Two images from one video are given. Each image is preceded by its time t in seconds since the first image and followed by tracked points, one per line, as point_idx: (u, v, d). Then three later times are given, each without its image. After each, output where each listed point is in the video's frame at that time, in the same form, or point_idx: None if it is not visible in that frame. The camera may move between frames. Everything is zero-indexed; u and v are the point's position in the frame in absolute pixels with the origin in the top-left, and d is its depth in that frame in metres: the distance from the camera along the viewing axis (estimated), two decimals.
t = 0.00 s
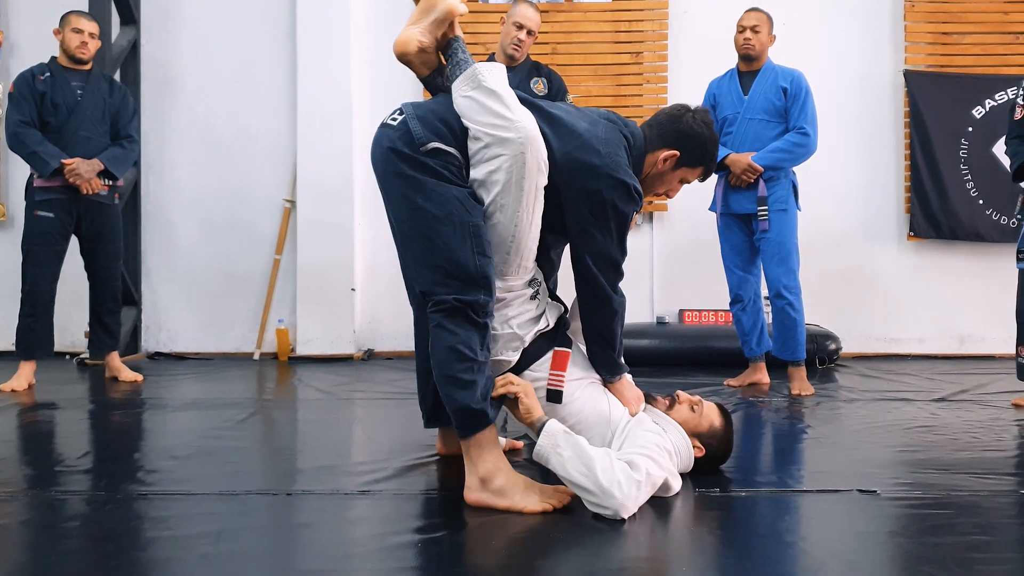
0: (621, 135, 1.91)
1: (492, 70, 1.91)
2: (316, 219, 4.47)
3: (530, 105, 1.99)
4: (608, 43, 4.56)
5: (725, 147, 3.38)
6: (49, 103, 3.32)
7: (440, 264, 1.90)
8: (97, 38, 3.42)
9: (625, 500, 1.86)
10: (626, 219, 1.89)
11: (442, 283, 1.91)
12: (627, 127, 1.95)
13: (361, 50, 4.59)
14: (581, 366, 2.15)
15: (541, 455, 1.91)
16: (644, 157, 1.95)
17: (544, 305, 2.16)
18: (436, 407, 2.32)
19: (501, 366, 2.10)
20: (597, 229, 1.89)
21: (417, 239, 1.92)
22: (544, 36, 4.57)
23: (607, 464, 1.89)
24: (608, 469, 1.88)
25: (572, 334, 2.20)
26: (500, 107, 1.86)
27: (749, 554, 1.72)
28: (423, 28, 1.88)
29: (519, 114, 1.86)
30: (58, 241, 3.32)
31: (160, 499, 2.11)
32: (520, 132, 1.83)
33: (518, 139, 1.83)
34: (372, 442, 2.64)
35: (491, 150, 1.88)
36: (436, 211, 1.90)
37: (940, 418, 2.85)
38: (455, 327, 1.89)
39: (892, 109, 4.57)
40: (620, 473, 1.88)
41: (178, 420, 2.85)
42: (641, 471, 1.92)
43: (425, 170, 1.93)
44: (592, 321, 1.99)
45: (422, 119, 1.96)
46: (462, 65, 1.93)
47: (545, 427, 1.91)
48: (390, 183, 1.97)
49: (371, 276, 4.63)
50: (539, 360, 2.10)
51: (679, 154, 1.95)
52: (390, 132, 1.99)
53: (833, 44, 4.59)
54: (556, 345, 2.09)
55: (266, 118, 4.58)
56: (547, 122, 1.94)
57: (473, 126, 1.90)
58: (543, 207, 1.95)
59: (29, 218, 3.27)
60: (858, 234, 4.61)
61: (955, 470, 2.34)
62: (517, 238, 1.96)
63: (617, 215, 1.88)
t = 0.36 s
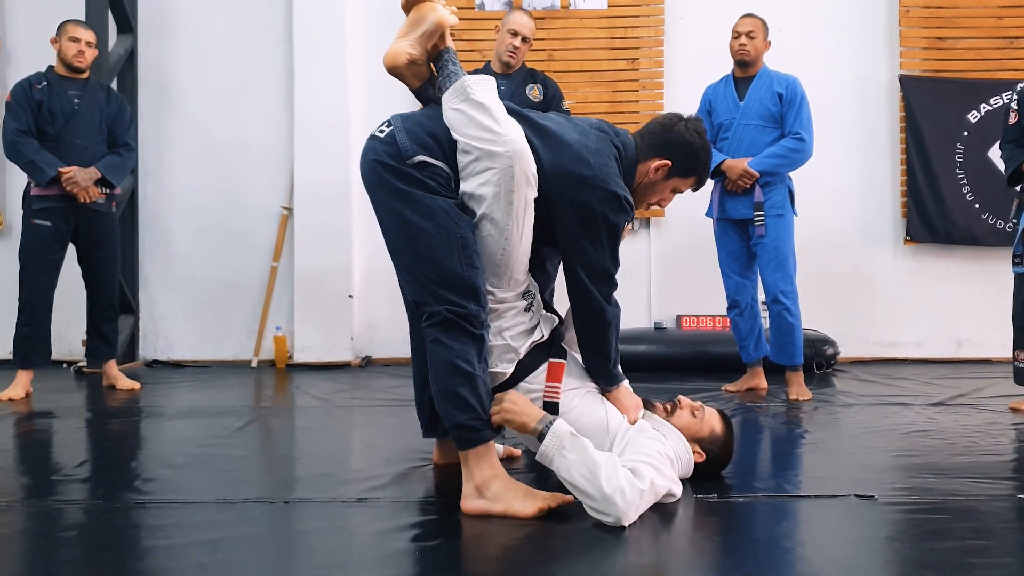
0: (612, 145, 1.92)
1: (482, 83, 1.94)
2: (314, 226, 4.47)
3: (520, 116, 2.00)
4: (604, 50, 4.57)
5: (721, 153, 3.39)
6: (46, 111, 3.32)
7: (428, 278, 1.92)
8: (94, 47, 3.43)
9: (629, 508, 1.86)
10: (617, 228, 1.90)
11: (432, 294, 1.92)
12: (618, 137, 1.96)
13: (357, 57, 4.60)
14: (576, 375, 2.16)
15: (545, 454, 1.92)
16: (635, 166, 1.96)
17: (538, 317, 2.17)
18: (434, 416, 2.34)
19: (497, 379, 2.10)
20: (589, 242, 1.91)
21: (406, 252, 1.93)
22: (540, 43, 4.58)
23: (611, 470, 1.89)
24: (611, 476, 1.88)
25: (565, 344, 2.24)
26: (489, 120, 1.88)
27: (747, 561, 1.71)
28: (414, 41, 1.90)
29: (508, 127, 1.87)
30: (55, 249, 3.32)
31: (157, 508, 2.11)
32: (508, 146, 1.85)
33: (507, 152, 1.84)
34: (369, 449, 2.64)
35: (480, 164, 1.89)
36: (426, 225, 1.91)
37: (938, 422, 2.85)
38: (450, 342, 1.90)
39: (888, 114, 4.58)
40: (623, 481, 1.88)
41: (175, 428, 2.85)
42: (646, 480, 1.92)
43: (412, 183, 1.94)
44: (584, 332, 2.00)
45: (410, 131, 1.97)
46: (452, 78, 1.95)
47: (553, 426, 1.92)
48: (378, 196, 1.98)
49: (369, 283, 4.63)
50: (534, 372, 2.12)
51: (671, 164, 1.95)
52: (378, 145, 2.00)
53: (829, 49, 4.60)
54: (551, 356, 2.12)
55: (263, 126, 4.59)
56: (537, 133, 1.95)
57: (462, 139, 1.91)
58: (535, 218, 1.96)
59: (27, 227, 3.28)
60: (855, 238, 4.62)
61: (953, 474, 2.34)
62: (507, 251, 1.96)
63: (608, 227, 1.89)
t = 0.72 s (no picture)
0: (620, 149, 1.94)
1: (494, 86, 1.93)
2: (313, 228, 4.47)
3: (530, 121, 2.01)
4: (602, 51, 4.57)
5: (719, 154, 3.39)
6: (44, 114, 3.32)
7: (434, 280, 1.92)
8: (92, 50, 3.43)
9: (624, 508, 1.86)
10: (625, 231, 1.90)
11: (435, 295, 1.92)
12: (625, 142, 1.98)
13: (355, 60, 4.60)
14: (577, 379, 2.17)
15: (539, 459, 1.94)
16: (642, 171, 1.98)
17: (537, 322, 2.19)
18: (431, 417, 2.34)
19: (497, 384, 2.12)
20: (597, 246, 1.90)
21: (412, 253, 1.94)
22: (538, 44, 4.58)
23: (605, 471, 1.90)
24: (605, 477, 1.89)
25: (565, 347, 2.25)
26: (500, 125, 1.88)
27: (744, 562, 1.72)
28: (426, 44, 1.92)
29: (518, 133, 1.87)
30: (53, 252, 3.32)
31: (155, 510, 2.11)
32: (519, 152, 1.85)
33: (518, 159, 1.85)
34: (367, 451, 2.64)
35: (489, 168, 1.90)
36: (433, 227, 1.92)
37: (936, 423, 2.85)
38: (456, 345, 1.91)
39: (886, 115, 4.59)
40: (618, 481, 1.88)
41: (173, 431, 2.85)
42: (641, 480, 1.92)
43: (420, 184, 1.94)
44: (587, 337, 2.01)
45: (418, 131, 1.97)
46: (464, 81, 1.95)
47: (546, 429, 1.94)
48: (384, 194, 1.97)
49: (367, 286, 4.63)
50: (534, 376, 2.14)
51: (678, 168, 1.97)
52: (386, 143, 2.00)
53: (827, 50, 4.60)
54: (550, 361, 2.13)
55: (260, 128, 4.58)
56: (546, 139, 1.96)
57: (471, 142, 1.92)
58: (542, 223, 1.97)
59: (25, 230, 3.28)
60: (853, 240, 4.62)
61: (950, 475, 2.34)
62: (512, 256, 1.97)
63: (616, 230, 1.89)
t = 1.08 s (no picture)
0: (624, 150, 1.96)
1: (503, 86, 1.94)
2: (306, 227, 4.46)
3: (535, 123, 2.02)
4: (596, 51, 4.57)
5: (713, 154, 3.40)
6: (35, 113, 3.31)
7: (440, 277, 1.92)
8: (83, 47, 3.41)
9: (618, 506, 1.87)
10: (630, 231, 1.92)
11: (440, 292, 1.92)
12: (628, 144, 2.01)
13: (348, 58, 4.58)
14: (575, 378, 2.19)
15: (534, 456, 1.94)
16: (645, 172, 2.00)
17: (536, 323, 2.21)
18: (427, 416, 2.34)
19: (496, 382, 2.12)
20: (603, 247, 1.92)
21: (418, 250, 1.93)
22: (532, 43, 4.58)
23: (599, 469, 1.90)
24: (599, 475, 1.89)
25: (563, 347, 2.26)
26: (510, 125, 1.89)
27: (738, 560, 1.72)
28: (434, 44, 1.92)
29: (527, 134, 1.89)
30: (45, 251, 3.30)
31: (149, 510, 2.10)
32: (529, 152, 1.87)
33: (529, 159, 1.86)
34: (362, 452, 2.63)
35: (497, 168, 1.91)
36: (440, 224, 1.92)
37: (927, 422, 2.87)
38: (462, 343, 1.91)
39: (878, 116, 4.61)
40: (612, 478, 1.90)
41: (167, 431, 2.84)
42: (635, 478, 1.93)
43: (426, 180, 1.94)
44: (588, 338, 2.02)
45: (425, 129, 1.97)
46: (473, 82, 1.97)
47: (541, 427, 1.94)
48: (389, 190, 1.97)
49: (362, 286, 4.62)
50: (533, 375, 2.15)
51: (680, 171, 2.00)
52: (391, 140, 2.00)
53: (820, 50, 4.62)
54: (548, 361, 2.14)
55: (253, 126, 4.56)
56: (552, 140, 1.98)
57: (479, 141, 1.93)
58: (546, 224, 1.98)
59: (16, 229, 3.25)
60: (845, 240, 4.64)
61: (942, 474, 2.36)
62: (517, 257, 1.98)
63: (621, 231, 1.92)
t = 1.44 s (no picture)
0: (621, 150, 1.97)
1: (503, 86, 1.95)
2: (299, 226, 4.46)
3: (533, 122, 2.03)
4: (590, 50, 4.57)
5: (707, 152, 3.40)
6: (27, 112, 3.30)
7: (437, 275, 1.92)
8: (75, 46, 3.40)
9: (613, 504, 1.88)
10: (627, 230, 1.92)
11: (438, 289, 1.92)
12: (625, 145, 2.01)
13: (342, 57, 4.57)
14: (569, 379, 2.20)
15: (528, 455, 1.94)
16: (641, 173, 2.01)
17: (530, 322, 2.23)
18: (420, 415, 2.34)
19: (491, 382, 2.13)
20: (600, 245, 1.92)
21: (416, 247, 1.93)
22: (525, 42, 4.57)
23: (593, 466, 1.91)
24: (593, 472, 1.90)
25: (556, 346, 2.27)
26: (510, 124, 1.90)
27: (731, 557, 1.73)
28: (434, 44, 1.92)
29: (527, 134, 1.90)
30: (38, 251, 3.29)
31: (142, 510, 2.10)
32: (529, 151, 1.87)
33: (529, 158, 1.87)
34: (356, 451, 2.63)
35: (496, 167, 1.92)
36: (439, 221, 1.92)
37: (920, 420, 2.88)
38: (461, 341, 1.91)
39: (872, 115, 4.62)
40: (606, 476, 1.90)
41: (161, 431, 2.83)
42: (629, 475, 1.94)
43: (425, 177, 1.94)
44: (584, 337, 2.02)
45: (425, 126, 1.97)
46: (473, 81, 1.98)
47: (535, 426, 1.94)
48: (386, 187, 1.96)
49: (356, 285, 4.61)
50: (527, 375, 2.14)
51: (676, 172, 2.01)
52: (390, 137, 1.99)
53: (814, 48, 4.62)
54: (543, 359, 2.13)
55: (247, 124, 4.55)
56: (551, 139, 1.98)
57: (478, 140, 1.93)
58: (544, 224, 1.98)
59: (8, 229, 3.24)
60: (838, 238, 4.65)
61: (934, 471, 2.37)
62: (514, 256, 1.99)
63: (619, 230, 1.92)
